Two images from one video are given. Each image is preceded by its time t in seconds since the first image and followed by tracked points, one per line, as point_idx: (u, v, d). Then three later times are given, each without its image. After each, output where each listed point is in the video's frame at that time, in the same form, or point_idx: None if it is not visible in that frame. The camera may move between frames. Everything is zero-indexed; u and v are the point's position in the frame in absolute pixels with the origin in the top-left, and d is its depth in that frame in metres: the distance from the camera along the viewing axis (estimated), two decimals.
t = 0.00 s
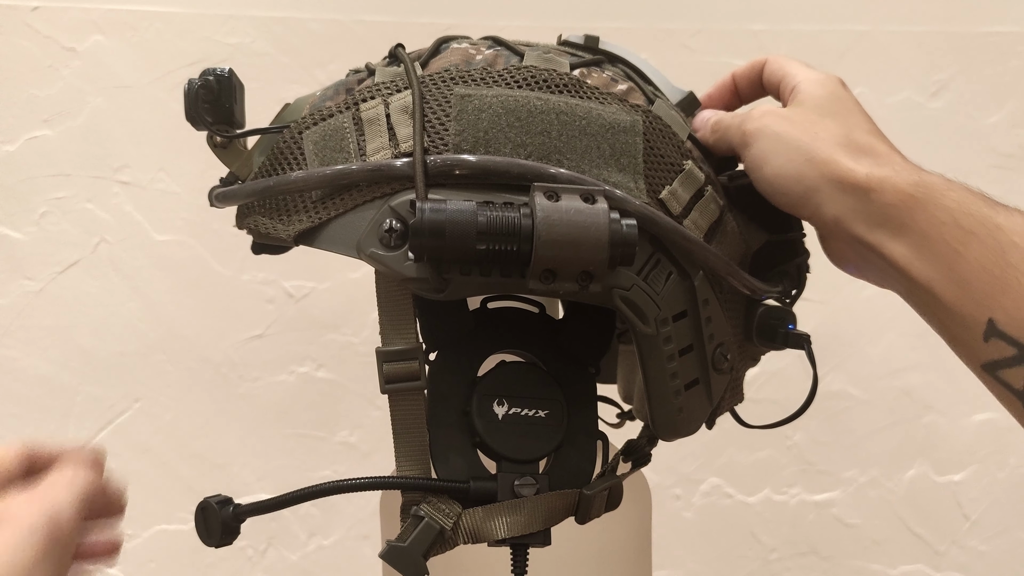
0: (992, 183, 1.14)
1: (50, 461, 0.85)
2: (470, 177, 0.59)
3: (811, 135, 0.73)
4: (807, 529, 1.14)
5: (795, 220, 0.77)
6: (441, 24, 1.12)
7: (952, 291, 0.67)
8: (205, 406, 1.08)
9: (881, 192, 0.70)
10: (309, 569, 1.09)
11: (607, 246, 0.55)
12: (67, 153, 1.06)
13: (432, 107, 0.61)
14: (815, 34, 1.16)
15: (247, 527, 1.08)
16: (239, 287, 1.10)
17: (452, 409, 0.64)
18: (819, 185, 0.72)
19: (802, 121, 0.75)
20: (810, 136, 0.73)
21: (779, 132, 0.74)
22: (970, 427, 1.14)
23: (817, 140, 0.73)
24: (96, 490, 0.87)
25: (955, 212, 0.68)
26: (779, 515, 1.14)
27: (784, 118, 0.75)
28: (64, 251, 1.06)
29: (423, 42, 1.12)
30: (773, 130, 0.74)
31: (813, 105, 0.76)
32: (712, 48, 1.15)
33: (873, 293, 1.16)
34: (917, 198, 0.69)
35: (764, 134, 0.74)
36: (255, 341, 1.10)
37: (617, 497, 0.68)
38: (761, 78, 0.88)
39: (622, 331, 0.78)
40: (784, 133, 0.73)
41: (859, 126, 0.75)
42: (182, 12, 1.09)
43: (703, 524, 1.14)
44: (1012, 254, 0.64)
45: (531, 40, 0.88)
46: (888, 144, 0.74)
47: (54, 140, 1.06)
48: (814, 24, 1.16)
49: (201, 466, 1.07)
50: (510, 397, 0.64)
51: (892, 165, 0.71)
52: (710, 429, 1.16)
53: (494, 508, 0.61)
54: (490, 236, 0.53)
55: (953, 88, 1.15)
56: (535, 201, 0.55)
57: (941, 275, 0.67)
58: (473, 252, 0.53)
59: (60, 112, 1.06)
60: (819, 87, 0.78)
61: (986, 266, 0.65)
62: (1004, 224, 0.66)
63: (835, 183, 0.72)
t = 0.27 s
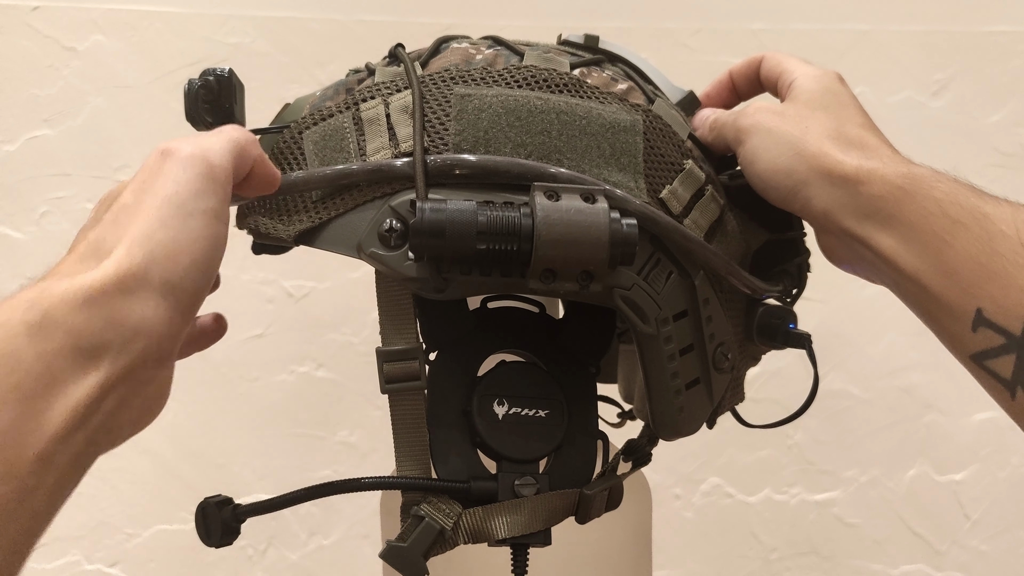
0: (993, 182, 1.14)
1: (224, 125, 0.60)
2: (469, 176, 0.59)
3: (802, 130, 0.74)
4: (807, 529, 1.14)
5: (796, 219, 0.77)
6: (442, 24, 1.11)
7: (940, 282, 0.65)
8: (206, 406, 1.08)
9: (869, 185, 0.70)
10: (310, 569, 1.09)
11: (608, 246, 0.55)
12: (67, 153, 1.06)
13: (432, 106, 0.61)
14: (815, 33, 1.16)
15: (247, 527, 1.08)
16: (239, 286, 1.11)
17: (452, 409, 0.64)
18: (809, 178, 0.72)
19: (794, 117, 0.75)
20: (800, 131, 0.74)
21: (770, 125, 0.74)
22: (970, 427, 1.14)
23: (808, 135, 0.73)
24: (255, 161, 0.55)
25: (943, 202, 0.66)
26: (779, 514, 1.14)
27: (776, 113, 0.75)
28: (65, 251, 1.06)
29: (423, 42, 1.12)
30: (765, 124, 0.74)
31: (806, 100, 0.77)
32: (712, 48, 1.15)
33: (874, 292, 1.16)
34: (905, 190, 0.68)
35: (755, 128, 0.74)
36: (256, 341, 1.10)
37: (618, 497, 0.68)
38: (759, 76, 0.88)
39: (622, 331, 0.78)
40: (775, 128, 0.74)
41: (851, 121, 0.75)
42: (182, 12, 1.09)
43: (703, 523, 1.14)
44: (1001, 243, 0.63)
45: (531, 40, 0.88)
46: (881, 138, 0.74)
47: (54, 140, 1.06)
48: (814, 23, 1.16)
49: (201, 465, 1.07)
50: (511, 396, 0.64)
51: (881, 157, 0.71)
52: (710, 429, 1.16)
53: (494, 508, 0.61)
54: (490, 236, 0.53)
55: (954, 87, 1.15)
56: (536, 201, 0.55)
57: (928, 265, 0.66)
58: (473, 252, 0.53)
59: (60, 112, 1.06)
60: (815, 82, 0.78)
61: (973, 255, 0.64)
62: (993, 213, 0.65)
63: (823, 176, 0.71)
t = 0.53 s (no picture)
0: (993, 182, 1.13)
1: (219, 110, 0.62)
2: (469, 176, 0.59)
3: (800, 128, 0.74)
4: (807, 529, 1.14)
5: (796, 219, 0.77)
6: (441, 24, 1.12)
7: (934, 277, 0.65)
8: (206, 406, 1.08)
9: (866, 182, 0.70)
10: (309, 569, 1.09)
11: (607, 246, 0.55)
12: (67, 153, 1.06)
13: (432, 106, 0.62)
14: (814, 33, 1.16)
15: (247, 527, 1.08)
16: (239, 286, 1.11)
17: (452, 409, 0.64)
18: (806, 175, 0.72)
19: (792, 115, 0.75)
20: (798, 129, 0.74)
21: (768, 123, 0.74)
22: (970, 427, 1.13)
23: (806, 133, 0.73)
24: (259, 145, 0.58)
25: (938, 199, 0.66)
26: (779, 515, 1.14)
27: (774, 111, 0.75)
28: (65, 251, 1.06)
29: (423, 41, 1.12)
30: (763, 121, 0.74)
31: (804, 99, 0.77)
32: (712, 48, 1.15)
33: (874, 292, 1.16)
34: (902, 187, 0.68)
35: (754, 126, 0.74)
36: (257, 341, 1.11)
37: (617, 497, 0.68)
38: (757, 76, 0.88)
39: (622, 331, 0.78)
40: (774, 126, 0.73)
41: (849, 119, 0.75)
42: (182, 12, 1.09)
43: (703, 523, 1.14)
44: (995, 238, 0.62)
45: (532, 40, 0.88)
46: (878, 137, 0.74)
47: (54, 140, 1.06)
48: (814, 23, 1.16)
49: (201, 465, 1.07)
50: (510, 397, 0.64)
51: (876, 155, 0.71)
52: (709, 429, 1.16)
53: (493, 508, 0.61)
54: (490, 236, 0.53)
55: (953, 87, 1.15)
56: (535, 201, 0.55)
57: (923, 261, 0.66)
58: (472, 252, 0.53)
59: (60, 112, 1.06)
60: (814, 81, 0.79)
61: (967, 250, 0.63)
62: (987, 210, 0.64)
63: (821, 173, 0.71)
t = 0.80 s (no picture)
0: (992, 182, 1.13)
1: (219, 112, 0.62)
2: (469, 176, 0.59)
3: (796, 129, 0.74)
4: (807, 529, 1.14)
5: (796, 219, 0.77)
6: (442, 24, 1.12)
7: (927, 280, 0.65)
8: (207, 407, 1.08)
9: (860, 184, 0.70)
10: (309, 569, 1.09)
11: (607, 246, 0.55)
12: (68, 153, 1.06)
13: (432, 106, 0.62)
14: (814, 33, 1.16)
15: (247, 528, 1.08)
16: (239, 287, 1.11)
17: (452, 409, 0.64)
18: (801, 176, 0.72)
19: (788, 115, 0.75)
20: (793, 129, 0.74)
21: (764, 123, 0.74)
22: (971, 426, 1.13)
23: (802, 133, 0.73)
24: (255, 137, 0.60)
25: (929, 201, 0.66)
26: (779, 514, 1.14)
27: (771, 111, 0.75)
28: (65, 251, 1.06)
29: (423, 41, 1.12)
30: (759, 121, 0.74)
31: (800, 99, 0.77)
32: (712, 48, 1.15)
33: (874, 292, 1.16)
34: (894, 189, 0.68)
35: (752, 130, 0.74)
36: (257, 341, 1.11)
37: (617, 497, 0.68)
38: (754, 76, 0.88)
39: (622, 331, 0.78)
40: (771, 127, 0.73)
41: (844, 120, 0.75)
42: (182, 13, 1.09)
43: (703, 523, 1.14)
44: (985, 240, 0.63)
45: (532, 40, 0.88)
46: (873, 139, 0.74)
47: (54, 140, 1.06)
48: (814, 23, 1.16)
49: (201, 465, 1.07)
50: (510, 397, 0.64)
51: (871, 158, 0.71)
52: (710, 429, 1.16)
53: (493, 508, 0.61)
54: (490, 235, 0.53)
55: (953, 87, 1.15)
56: (535, 201, 0.55)
57: (914, 263, 0.66)
58: (472, 252, 0.53)
59: (61, 112, 1.06)
60: (811, 81, 0.79)
61: (959, 253, 0.63)
62: (978, 213, 0.65)
63: (816, 174, 0.71)
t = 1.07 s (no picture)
0: (993, 182, 1.14)
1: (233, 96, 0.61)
2: (470, 176, 0.59)
3: (792, 130, 0.74)
4: (807, 529, 1.14)
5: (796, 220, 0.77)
6: (442, 24, 1.11)
7: (926, 281, 0.64)
8: (206, 407, 1.08)
9: (857, 185, 0.69)
10: (309, 570, 1.09)
11: (608, 246, 0.55)
12: (67, 153, 1.06)
13: (432, 106, 0.61)
14: (814, 33, 1.16)
15: (247, 528, 1.08)
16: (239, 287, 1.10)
17: (452, 409, 0.64)
18: (797, 178, 0.72)
19: (784, 117, 0.75)
20: (789, 131, 0.74)
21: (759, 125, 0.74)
22: (971, 426, 1.13)
23: (798, 135, 0.73)
24: (270, 125, 0.58)
25: (928, 202, 0.66)
26: (779, 515, 1.14)
27: (767, 113, 0.75)
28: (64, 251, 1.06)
29: (423, 41, 1.12)
30: (754, 124, 0.74)
31: (796, 100, 0.77)
32: (712, 48, 1.15)
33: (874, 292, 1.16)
34: (891, 190, 0.68)
35: (747, 133, 0.74)
36: (257, 341, 1.11)
37: (617, 496, 0.68)
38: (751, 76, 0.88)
39: (621, 331, 0.78)
40: (767, 129, 0.74)
41: (841, 121, 0.75)
42: (182, 12, 1.09)
43: (703, 523, 1.14)
44: (983, 240, 0.62)
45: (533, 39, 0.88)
46: (871, 140, 0.74)
47: (54, 140, 1.06)
48: (814, 23, 1.16)
49: (201, 466, 1.07)
50: (510, 397, 0.64)
51: (868, 159, 0.71)
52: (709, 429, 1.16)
53: (492, 508, 0.61)
54: (491, 235, 0.53)
55: (953, 87, 1.15)
56: (536, 201, 0.55)
57: (912, 264, 0.65)
58: (473, 252, 0.53)
59: (60, 112, 1.06)
60: (806, 80, 0.79)
61: (957, 253, 0.63)
62: (977, 212, 0.64)
63: (811, 176, 0.71)
